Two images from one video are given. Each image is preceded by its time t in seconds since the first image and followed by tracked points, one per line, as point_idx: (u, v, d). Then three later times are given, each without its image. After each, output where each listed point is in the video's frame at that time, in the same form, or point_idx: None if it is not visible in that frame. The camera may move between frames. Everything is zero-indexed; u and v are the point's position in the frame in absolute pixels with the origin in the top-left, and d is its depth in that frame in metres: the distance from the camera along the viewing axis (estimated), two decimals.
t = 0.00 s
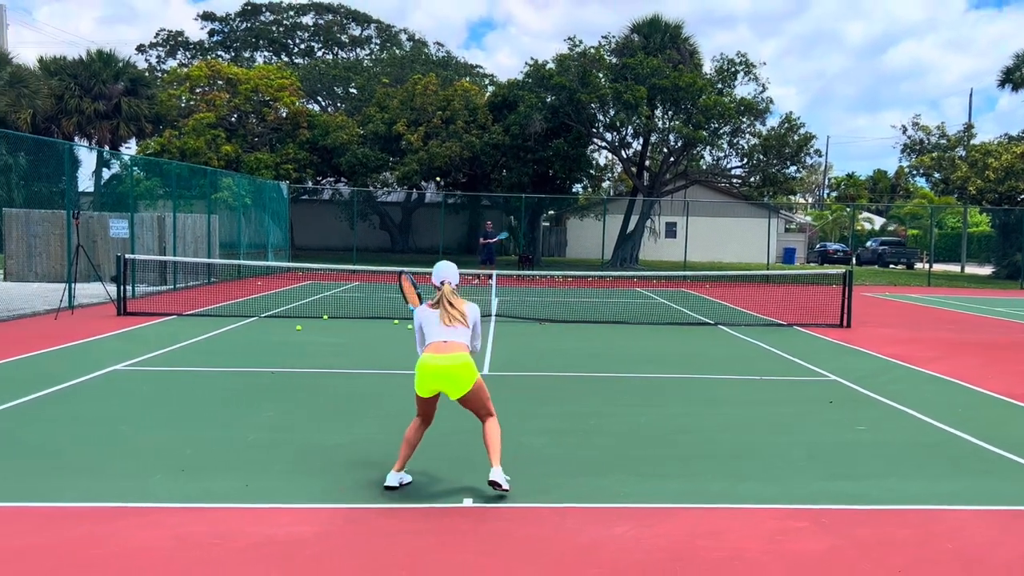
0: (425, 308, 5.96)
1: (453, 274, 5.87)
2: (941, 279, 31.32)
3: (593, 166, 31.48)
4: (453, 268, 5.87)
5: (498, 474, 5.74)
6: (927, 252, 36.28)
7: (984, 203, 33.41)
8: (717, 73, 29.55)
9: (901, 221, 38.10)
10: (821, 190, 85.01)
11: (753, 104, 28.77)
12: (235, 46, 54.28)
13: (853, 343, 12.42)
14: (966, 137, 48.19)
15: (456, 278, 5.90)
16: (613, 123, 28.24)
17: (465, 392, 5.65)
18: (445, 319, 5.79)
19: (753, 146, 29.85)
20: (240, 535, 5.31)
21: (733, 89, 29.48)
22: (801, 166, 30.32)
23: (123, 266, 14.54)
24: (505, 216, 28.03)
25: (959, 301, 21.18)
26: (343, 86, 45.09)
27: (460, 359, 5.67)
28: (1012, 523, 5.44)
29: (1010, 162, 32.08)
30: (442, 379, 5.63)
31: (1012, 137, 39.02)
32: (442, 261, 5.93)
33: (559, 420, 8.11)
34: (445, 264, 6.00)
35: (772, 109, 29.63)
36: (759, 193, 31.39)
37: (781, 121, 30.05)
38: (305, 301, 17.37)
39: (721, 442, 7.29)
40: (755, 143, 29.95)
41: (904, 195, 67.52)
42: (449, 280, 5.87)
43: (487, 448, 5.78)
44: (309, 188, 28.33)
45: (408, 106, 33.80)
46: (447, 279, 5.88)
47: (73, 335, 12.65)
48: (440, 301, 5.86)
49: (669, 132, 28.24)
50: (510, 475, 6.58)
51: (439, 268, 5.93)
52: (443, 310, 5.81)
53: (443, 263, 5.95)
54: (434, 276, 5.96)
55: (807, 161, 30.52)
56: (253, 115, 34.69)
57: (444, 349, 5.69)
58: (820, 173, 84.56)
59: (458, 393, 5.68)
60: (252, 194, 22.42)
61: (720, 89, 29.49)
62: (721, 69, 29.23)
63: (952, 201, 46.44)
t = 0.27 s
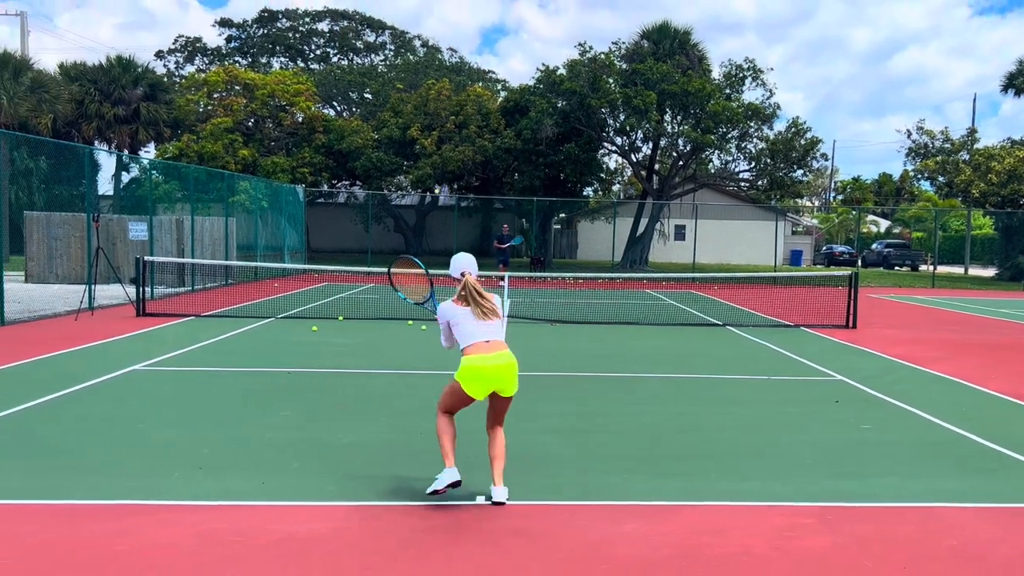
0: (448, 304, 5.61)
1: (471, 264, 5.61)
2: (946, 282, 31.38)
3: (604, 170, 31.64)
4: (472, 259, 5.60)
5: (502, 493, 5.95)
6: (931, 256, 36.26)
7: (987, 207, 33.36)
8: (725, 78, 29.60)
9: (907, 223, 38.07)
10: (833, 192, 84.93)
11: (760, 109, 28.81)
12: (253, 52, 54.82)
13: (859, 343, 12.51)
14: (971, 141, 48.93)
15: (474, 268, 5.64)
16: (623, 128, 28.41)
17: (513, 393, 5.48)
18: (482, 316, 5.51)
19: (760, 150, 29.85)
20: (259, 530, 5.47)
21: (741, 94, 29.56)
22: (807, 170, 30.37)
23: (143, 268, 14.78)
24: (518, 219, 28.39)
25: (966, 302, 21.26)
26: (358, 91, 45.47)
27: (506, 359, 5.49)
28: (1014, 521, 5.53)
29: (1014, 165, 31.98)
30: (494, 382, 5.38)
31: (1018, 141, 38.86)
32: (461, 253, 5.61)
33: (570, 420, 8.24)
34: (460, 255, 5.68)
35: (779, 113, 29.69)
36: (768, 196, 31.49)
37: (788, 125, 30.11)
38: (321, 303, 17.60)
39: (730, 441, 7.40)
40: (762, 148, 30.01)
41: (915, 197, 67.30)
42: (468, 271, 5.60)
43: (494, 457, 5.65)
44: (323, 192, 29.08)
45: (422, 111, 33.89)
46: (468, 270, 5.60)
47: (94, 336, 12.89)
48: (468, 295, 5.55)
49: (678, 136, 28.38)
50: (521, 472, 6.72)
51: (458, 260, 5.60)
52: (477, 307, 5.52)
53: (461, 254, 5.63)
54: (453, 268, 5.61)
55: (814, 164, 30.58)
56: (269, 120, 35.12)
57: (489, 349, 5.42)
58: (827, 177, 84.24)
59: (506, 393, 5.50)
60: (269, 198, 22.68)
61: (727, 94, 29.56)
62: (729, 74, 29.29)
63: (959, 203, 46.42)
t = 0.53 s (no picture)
0: (449, 306, 5.46)
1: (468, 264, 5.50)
2: (946, 282, 31.39)
3: (605, 170, 31.66)
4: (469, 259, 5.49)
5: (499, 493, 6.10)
6: (932, 255, 36.29)
7: (988, 207, 33.38)
8: (726, 79, 29.61)
9: (908, 224, 38.12)
10: (834, 192, 84.94)
11: (761, 109, 28.84)
12: (254, 53, 54.88)
13: (860, 344, 12.53)
14: (971, 142, 48.95)
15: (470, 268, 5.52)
16: (625, 129, 28.43)
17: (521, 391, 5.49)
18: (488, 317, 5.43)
19: (761, 151, 29.82)
20: (262, 530, 5.49)
21: (742, 95, 29.57)
22: (808, 170, 30.39)
23: (145, 269, 14.78)
24: (518, 220, 28.47)
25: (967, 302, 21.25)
26: (360, 92, 45.50)
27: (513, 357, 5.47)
28: (1014, 521, 5.55)
29: (1014, 166, 31.97)
30: (512, 380, 5.34)
31: (1020, 141, 38.86)
32: (456, 252, 5.48)
33: (572, 419, 8.25)
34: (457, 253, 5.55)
35: (780, 114, 29.70)
36: (768, 197, 31.50)
37: (789, 126, 30.12)
38: (323, 303, 17.61)
39: (731, 441, 7.42)
40: (763, 148, 30.00)
41: (915, 198, 67.31)
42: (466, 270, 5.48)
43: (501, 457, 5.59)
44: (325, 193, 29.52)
45: (423, 112, 33.95)
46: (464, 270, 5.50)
47: (96, 336, 12.92)
48: (468, 295, 5.44)
49: (679, 137, 28.40)
50: (523, 472, 6.74)
51: (454, 260, 5.47)
52: (481, 306, 5.44)
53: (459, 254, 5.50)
54: (451, 268, 5.46)
55: (814, 165, 30.59)
56: (271, 120, 35.09)
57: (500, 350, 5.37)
58: (829, 178, 84.29)
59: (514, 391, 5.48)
60: (271, 198, 22.69)
61: (728, 95, 29.58)
62: (729, 75, 29.30)
63: (961, 204, 46.42)
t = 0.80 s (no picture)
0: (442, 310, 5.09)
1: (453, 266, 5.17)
2: (946, 282, 31.39)
3: (605, 170, 31.67)
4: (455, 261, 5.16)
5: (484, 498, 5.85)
6: (932, 255, 36.29)
7: (988, 207, 33.39)
8: (726, 79, 29.60)
9: (908, 224, 38.14)
10: (833, 193, 84.92)
11: (761, 109, 28.86)
12: (254, 53, 54.88)
13: (861, 344, 12.52)
14: (972, 141, 48.90)
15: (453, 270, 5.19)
16: (625, 129, 28.45)
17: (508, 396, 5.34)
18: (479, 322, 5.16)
19: (761, 151, 29.83)
20: (261, 531, 5.48)
21: (742, 95, 29.57)
22: (808, 170, 30.40)
23: (145, 269, 14.77)
24: (518, 220, 28.50)
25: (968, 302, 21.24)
26: (360, 92, 45.49)
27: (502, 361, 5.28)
28: (1015, 521, 5.54)
29: (1014, 166, 31.98)
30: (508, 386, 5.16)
31: (1020, 141, 38.89)
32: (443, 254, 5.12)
33: (571, 420, 8.25)
34: (439, 256, 5.19)
35: (780, 114, 29.70)
36: (768, 197, 31.51)
37: (789, 126, 30.13)
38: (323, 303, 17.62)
39: (732, 441, 7.41)
40: (763, 148, 30.01)
41: (915, 198, 67.31)
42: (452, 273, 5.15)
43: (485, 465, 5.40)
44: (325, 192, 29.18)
45: (423, 111, 33.97)
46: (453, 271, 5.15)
47: (96, 336, 12.92)
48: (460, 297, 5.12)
49: (679, 137, 28.41)
50: (523, 472, 6.73)
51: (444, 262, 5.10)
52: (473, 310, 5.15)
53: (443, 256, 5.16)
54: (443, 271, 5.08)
55: (814, 165, 30.60)
56: (271, 120, 35.08)
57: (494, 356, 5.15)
58: (829, 178, 84.26)
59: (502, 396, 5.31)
60: (270, 198, 22.69)
61: (728, 95, 29.59)
62: (729, 75, 29.31)
63: (961, 205, 46.41)
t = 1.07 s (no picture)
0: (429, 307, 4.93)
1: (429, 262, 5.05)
2: (946, 282, 31.41)
3: (605, 170, 31.67)
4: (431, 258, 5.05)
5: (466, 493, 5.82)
6: (932, 255, 36.30)
7: (988, 207, 33.40)
8: (726, 78, 29.62)
9: (908, 224, 38.13)
10: (833, 193, 84.89)
11: (761, 109, 28.87)
12: (254, 53, 54.88)
13: (861, 344, 12.51)
14: (972, 141, 48.88)
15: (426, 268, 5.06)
16: (624, 129, 28.47)
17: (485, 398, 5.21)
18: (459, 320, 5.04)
19: (761, 151, 29.84)
20: (261, 531, 5.48)
21: (742, 95, 29.58)
22: (808, 170, 30.41)
23: (145, 269, 14.76)
24: (518, 220, 28.53)
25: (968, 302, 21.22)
26: (360, 92, 45.48)
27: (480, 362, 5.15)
28: (1014, 521, 5.54)
29: (1014, 166, 31.99)
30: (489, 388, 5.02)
31: (1019, 141, 38.90)
32: (421, 250, 4.95)
33: (572, 419, 8.25)
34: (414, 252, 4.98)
35: (780, 114, 29.71)
36: (769, 197, 31.51)
37: (789, 125, 30.13)
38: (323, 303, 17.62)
39: (731, 441, 7.41)
40: (763, 148, 30.01)
41: (915, 199, 67.35)
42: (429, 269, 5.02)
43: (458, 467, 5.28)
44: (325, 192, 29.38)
45: (423, 111, 33.99)
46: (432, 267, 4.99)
47: (96, 336, 12.92)
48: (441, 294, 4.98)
49: (679, 137, 28.42)
50: (524, 472, 6.73)
51: (423, 258, 4.93)
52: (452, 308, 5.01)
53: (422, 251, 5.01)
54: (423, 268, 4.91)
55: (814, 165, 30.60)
56: (271, 120, 35.07)
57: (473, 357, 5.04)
58: (828, 177, 84.24)
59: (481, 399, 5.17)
60: (270, 198, 22.69)
61: (728, 95, 29.59)
62: (729, 75, 29.32)
63: (961, 205, 46.41)
